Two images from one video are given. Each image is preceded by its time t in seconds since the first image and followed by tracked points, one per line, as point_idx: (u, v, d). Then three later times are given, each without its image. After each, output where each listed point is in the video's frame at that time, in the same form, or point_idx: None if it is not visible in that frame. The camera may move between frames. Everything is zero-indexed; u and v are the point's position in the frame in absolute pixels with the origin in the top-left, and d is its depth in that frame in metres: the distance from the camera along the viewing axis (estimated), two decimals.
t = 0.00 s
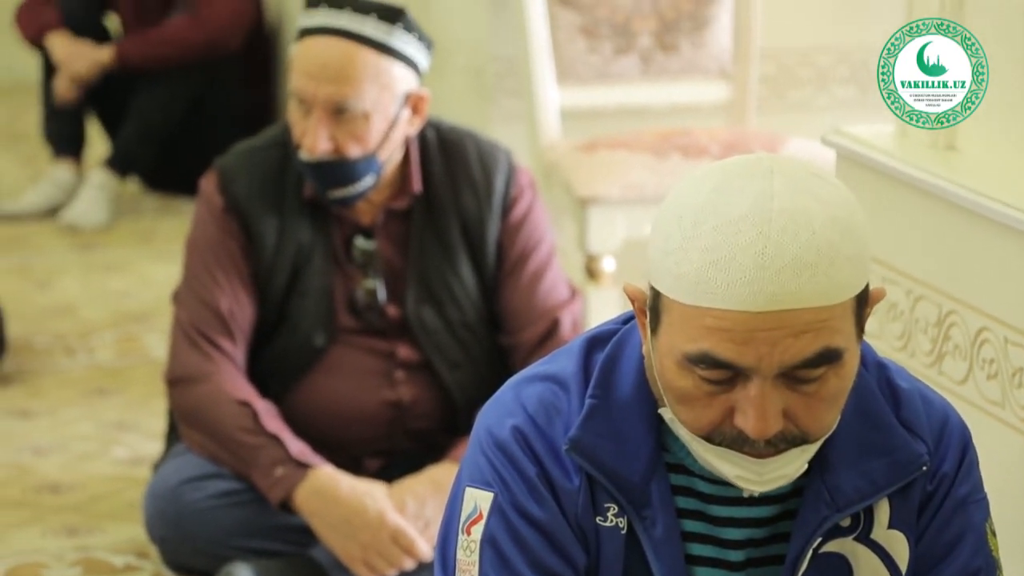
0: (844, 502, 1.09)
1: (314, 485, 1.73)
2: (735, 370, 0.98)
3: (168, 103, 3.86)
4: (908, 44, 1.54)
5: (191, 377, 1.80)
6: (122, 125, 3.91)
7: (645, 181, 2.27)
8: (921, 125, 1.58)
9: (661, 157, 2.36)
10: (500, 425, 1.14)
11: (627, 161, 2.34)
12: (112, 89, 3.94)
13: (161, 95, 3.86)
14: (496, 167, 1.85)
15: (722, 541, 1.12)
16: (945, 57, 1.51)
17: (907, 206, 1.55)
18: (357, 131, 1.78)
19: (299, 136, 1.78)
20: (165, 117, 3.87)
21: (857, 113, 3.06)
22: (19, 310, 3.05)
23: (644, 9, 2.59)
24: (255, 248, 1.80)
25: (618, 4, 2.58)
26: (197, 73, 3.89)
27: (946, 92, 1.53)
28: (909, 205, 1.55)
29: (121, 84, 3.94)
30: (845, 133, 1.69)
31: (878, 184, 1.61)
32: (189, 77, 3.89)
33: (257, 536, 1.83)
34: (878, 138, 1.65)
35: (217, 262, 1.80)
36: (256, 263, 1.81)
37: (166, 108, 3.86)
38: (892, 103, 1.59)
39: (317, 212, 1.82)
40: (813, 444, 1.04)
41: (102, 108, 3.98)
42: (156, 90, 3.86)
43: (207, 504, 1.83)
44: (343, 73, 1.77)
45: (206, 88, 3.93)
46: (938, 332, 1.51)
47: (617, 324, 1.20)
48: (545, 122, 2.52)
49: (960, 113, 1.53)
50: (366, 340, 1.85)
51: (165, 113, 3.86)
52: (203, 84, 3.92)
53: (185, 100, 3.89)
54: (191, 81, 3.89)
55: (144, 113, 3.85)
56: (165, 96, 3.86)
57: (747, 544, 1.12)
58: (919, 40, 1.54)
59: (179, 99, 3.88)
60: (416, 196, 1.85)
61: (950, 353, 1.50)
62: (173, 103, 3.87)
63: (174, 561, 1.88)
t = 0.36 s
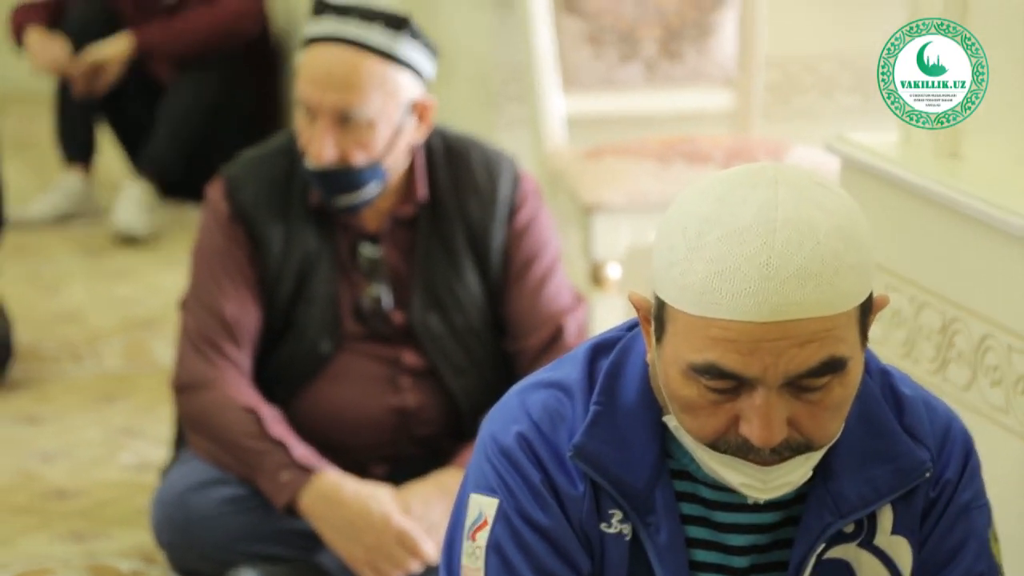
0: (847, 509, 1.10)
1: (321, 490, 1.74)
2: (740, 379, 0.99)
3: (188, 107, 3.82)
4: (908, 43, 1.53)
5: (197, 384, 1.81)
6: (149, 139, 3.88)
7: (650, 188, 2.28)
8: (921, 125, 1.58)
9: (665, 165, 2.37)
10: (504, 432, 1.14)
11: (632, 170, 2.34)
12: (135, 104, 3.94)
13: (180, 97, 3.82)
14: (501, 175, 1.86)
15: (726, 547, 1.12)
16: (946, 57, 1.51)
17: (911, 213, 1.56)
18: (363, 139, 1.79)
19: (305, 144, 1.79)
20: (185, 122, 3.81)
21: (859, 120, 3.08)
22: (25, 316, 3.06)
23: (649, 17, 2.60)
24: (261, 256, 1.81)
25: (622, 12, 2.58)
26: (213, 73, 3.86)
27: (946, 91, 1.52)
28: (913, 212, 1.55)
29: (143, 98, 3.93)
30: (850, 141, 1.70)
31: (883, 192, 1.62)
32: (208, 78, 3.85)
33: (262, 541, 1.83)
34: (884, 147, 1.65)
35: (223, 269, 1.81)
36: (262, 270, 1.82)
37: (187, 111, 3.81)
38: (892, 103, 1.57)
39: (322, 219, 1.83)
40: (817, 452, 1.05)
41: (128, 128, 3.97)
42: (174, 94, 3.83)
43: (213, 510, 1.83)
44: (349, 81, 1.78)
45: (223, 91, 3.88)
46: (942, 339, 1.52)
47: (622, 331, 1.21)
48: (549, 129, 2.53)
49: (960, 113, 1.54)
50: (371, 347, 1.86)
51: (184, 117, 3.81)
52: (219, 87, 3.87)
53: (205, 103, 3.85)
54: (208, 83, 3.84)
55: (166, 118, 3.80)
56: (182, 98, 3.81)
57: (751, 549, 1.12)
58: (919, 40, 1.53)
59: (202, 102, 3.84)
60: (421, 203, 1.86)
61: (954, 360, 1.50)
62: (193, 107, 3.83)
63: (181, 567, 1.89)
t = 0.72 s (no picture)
0: (852, 517, 1.10)
1: (326, 497, 1.74)
2: (745, 387, 0.99)
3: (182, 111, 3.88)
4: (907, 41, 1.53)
5: (202, 390, 1.81)
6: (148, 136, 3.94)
7: (656, 196, 2.28)
8: (920, 125, 1.58)
9: (669, 172, 2.37)
10: (510, 439, 1.14)
11: (636, 178, 2.35)
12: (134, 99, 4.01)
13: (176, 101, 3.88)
14: (506, 182, 1.86)
15: (731, 555, 1.12)
16: (946, 57, 1.51)
17: (916, 221, 1.56)
18: (368, 146, 1.80)
19: (310, 151, 1.79)
20: (184, 122, 3.88)
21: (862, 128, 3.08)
22: (31, 323, 3.07)
23: (654, 25, 2.60)
24: (266, 262, 1.81)
25: (626, 19, 2.58)
26: (207, 78, 3.90)
27: (946, 92, 1.53)
28: (917, 219, 1.56)
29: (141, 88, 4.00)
30: (856, 149, 1.71)
31: (888, 199, 1.62)
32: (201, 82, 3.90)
33: (266, 548, 1.84)
34: (890, 155, 1.65)
35: (228, 276, 1.81)
36: (266, 276, 1.82)
37: (181, 116, 3.88)
38: (892, 103, 1.56)
39: (327, 226, 1.83)
40: (822, 460, 1.05)
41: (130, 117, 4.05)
42: (170, 96, 3.89)
43: (217, 517, 1.83)
44: (354, 88, 1.78)
45: (221, 87, 3.93)
46: (946, 346, 1.52)
47: (626, 339, 1.21)
48: (554, 136, 2.53)
49: (960, 113, 1.54)
50: (376, 354, 1.86)
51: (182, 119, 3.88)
52: (217, 83, 3.92)
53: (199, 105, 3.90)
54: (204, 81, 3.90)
55: (162, 123, 3.88)
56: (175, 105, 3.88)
57: (756, 558, 1.13)
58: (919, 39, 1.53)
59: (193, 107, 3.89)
60: (426, 210, 1.86)
61: (958, 367, 1.50)
62: (191, 105, 3.89)
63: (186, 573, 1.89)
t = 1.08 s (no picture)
0: (858, 527, 1.10)
1: (331, 507, 1.74)
2: (750, 397, 0.99)
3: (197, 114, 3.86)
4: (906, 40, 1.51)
5: (206, 399, 1.81)
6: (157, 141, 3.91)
7: (661, 206, 2.28)
8: (919, 125, 1.56)
9: (675, 182, 2.37)
10: (515, 449, 1.14)
11: (642, 188, 2.35)
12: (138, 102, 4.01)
13: (191, 103, 3.85)
14: (512, 191, 1.86)
15: (736, 565, 1.12)
16: (946, 57, 1.51)
17: (922, 231, 1.56)
18: (374, 155, 1.80)
19: (316, 160, 1.79)
20: (197, 126, 3.86)
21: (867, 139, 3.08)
22: (36, 333, 3.07)
23: (659, 34, 2.59)
24: (271, 271, 1.81)
25: (632, 29, 2.57)
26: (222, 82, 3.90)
27: (946, 92, 1.52)
28: (924, 229, 1.55)
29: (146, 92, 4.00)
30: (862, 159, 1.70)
31: (895, 210, 1.61)
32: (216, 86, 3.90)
33: (270, 559, 1.83)
34: (896, 165, 1.65)
35: (233, 285, 1.81)
36: (272, 285, 1.82)
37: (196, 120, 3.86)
38: (891, 103, 1.54)
39: (333, 235, 1.83)
40: (827, 470, 1.04)
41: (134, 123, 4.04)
42: (185, 98, 3.86)
43: (222, 527, 1.83)
44: (361, 97, 1.78)
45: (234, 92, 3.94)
46: (952, 358, 1.51)
47: (632, 349, 1.21)
48: (560, 146, 2.53)
49: (960, 113, 1.53)
50: (381, 363, 1.86)
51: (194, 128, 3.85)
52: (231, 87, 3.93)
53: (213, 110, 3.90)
54: (215, 89, 3.89)
55: (176, 125, 3.84)
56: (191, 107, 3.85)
57: (761, 568, 1.12)
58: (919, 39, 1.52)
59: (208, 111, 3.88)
60: (432, 219, 1.86)
61: (964, 379, 1.50)
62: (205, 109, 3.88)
63: None
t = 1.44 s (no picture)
0: (866, 538, 1.09)
1: (338, 516, 1.73)
2: (756, 406, 0.98)
3: (201, 123, 3.87)
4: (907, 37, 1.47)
5: (211, 407, 1.80)
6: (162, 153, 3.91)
7: (669, 214, 2.27)
8: (918, 125, 1.52)
9: (684, 191, 2.36)
10: (522, 458, 1.14)
11: (649, 196, 2.34)
12: (142, 109, 4.03)
13: (194, 114, 3.87)
14: (519, 200, 1.86)
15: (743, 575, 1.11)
16: (945, 57, 1.48)
17: (930, 241, 1.56)
18: (381, 163, 1.80)
19: (323, 169, 1.79)
20: (201, 136, 3.87)
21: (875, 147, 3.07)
22: (44, 342, 3.07)
23: (668, 44, 2.58)
24: (279, 280, 1.81)
25: (641, 38, 2.57)
26: (224, 90, 3.92)
27: (946, 91, 1.49)
28: (932, 238, 1.55)
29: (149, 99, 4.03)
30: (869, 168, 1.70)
31: (904, 220, 1.61)
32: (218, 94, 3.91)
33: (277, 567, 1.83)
34: (904, 174, 1.65)
35: (241, 293, 1.80)
36: (279, 293, 1.81)
37: (200, 128, 3.87)
38: (891, 105, 1.49)
39: (340, 243, 1.83)
40: (836, 480, 1.04)
41: (139, 131, 4.07)
42: (186, 109, 3.87)
43: (229, 535, 1.83)
44: (367, 105, 1.78)
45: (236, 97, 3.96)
46: (961, 367, 1.51)
47: (639, 358, 1.20)
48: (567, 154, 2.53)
49: (960, 113, 1.51)
50: (388, 371, 1.86)
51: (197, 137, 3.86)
52: (233, 94, 3.95)
53: (217, 118, 3.91)
54: (219, 98, 3.91)
55: (179, 135, 3.85)
56: (195, 117, 3.87)
57: None
58: (921, 39, 1.47)
59: (212, 120, 3.89)
60: (439, 228, 1.86)
61: (974, 388, 1.49)
62: (209, 119, 3.89)
63: None
